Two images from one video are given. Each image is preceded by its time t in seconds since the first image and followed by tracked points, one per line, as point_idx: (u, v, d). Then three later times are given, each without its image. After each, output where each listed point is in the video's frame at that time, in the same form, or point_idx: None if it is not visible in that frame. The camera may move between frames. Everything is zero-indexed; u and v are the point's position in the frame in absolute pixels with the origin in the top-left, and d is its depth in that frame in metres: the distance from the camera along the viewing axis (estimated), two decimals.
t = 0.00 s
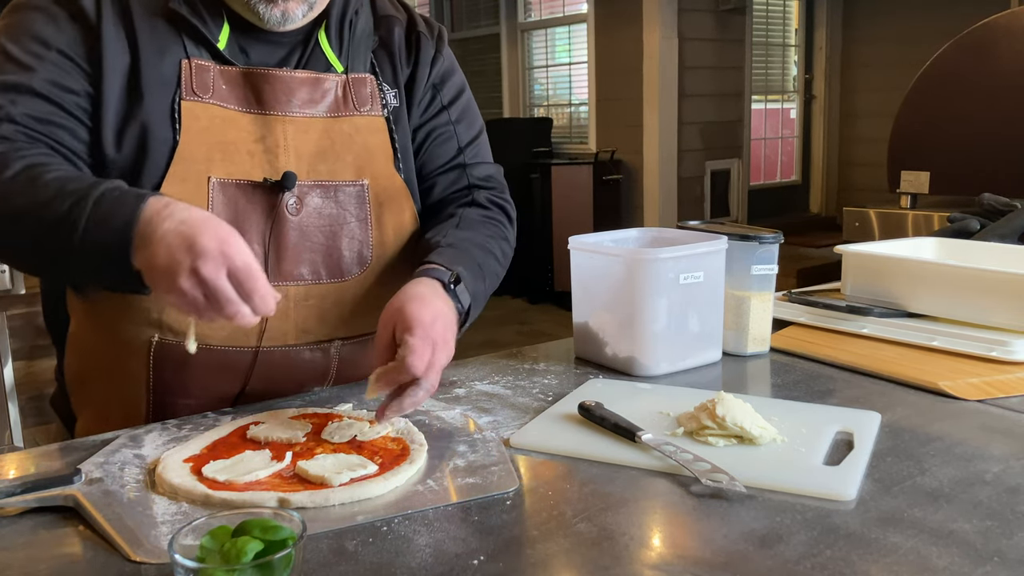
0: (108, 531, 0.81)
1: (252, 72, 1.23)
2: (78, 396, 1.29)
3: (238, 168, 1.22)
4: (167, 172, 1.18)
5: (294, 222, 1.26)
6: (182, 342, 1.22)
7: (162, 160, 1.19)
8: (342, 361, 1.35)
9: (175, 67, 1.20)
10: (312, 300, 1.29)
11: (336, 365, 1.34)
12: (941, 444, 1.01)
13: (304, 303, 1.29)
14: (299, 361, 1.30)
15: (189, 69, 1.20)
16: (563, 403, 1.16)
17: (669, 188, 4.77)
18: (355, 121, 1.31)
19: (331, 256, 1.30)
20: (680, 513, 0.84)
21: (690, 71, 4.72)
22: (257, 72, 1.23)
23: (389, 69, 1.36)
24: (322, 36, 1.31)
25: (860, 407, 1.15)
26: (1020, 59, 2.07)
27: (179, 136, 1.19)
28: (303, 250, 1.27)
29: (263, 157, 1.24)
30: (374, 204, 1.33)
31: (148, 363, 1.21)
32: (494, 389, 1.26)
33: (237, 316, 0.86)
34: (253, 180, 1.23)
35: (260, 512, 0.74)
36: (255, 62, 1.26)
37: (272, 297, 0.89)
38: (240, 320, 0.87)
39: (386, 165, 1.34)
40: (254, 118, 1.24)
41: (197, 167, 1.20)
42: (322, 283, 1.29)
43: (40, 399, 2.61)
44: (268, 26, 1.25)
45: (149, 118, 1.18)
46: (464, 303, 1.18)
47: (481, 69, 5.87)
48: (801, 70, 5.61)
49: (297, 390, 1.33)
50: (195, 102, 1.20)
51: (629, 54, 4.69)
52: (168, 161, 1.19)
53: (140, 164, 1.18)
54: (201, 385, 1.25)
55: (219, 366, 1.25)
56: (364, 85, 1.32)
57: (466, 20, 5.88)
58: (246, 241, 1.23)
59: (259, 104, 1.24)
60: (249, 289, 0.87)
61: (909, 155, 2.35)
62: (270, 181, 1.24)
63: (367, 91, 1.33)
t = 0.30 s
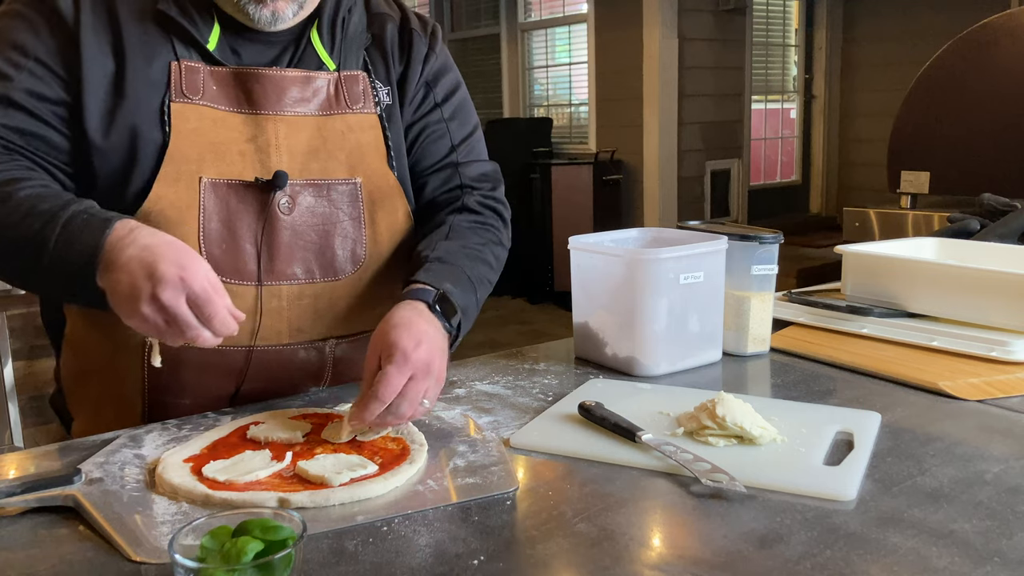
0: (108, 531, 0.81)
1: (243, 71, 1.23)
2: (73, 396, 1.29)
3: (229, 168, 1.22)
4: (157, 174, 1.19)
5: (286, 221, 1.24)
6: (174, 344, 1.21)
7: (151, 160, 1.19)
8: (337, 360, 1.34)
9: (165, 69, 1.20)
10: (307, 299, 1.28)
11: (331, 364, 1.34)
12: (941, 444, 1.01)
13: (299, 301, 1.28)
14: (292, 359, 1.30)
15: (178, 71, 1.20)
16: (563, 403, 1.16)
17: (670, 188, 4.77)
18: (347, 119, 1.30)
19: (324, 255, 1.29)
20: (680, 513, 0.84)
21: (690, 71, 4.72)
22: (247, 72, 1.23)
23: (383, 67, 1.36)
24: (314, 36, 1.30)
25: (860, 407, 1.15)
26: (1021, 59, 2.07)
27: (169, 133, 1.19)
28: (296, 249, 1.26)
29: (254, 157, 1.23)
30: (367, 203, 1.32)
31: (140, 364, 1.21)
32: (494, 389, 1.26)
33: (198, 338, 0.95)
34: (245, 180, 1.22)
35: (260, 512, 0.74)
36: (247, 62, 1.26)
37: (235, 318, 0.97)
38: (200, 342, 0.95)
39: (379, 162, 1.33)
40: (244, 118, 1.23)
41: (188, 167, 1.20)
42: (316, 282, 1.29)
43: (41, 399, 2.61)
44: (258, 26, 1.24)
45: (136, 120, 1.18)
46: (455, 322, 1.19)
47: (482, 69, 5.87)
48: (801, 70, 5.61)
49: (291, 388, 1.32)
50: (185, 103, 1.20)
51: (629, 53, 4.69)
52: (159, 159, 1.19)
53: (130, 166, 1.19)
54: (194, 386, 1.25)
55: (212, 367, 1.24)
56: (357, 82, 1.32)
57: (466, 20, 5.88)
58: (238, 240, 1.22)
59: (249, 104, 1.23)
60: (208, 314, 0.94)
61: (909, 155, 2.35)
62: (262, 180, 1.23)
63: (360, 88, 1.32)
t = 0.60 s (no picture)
0: (108, 531, 0.81)
1: (239, 72, 1.22)
2: (70, 396, 1.29)
3: (224, 169, 1.22)
4: (151, 174, 1.19)
5: (281, 221, 1.25)
6: (169, 345, 1.21)
7: (144, 160, 1.19)
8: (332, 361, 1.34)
9: (161, 69, 1.20)
10: (301, 300, 1.28)
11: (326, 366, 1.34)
12: (941, 444, 1.01)
13: (293, 302, 1.28)
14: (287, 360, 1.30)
15: (174, 71, 1.20)
16: (563, 403, 1.16)
17: (670, 188, 4.76)
18: (344, 120, 1.30)
19: (319, 256, 1.29)
20: (681, 513, 0.84)
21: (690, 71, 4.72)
22: (243, 73, 1.23)
23: (380, 68, 1.36)
24: (312, 36, 1.30)
25: (860, 407, 1.15)
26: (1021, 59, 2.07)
27: (163, 134, 1.19)
28: (291, 249, 1.26)
29: (249, 157, 1.23)
30: (363, 203, 1.32)
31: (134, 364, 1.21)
32: (493, 389, 1.26)
33: (182, 332, 0.95)
34: (240, 180, 1.22)
35: (260, 511, 0.74)
36: (244, 62, 1.26)
37: (220, 313, 0.96)
38: (185, 336, 0.96)
39: (376, 162, 1.33)
40: (240, 118, 1.23)
41: (182, 167, 1.20)
42: (310, 283, 1.28)
43: (40, 399, 2.61)
44: (255, 26, 1.24)
45: (131, 120, 1.18)
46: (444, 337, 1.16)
47: (482, 69, 5.88)
48: (801, 70, 5.61)
49: (286, 390, 1.32)
50: (181, 104, 1.20)
51: (629, 54, 4.69)
52: (152, 159, 1.19)
53: (123, 166, 1.19)
54: (189, 386, 1.25)
55: (207, 367, 1.24)
56: (354, 83, 1.32)
57: (466, 20, 5.88)
58: (233, 241, 1.22)
59: (245, 105, 1.23)
60: (192, 308, 0.94)
61: (909, 155, 2.35)
62: (256, 181, 1.23)
63: (357, 89, 1.32)
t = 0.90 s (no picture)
0: (108, 531, 0.81)
1: (238, 73, 1.22)
2: (68, 397, 1.29)
3: (223, 169, 1.22)
4: (151, 173, 1.19)
5: (280, 221, 1.25)
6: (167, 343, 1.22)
7: (144, 161, 1.19)
8: (332, 361, 1.34)
9: (161, 69, 1.20)
10: (300, 299, 1.28)
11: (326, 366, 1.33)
12: (941, 444, 1.01)
13: (292, 302, 1.28)
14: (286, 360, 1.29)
15: (174, 71, 1.20)
16: (563, 403, 1.16)
17: (670, 188, 4.76)
18: (342, 121, 1.30)
19: (319, 256, 1.29)
20: (681, 513, 0.84)
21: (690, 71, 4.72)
22: (242, 73, 1.23)
23: (379, 70, 1.36)
24: (311, 37, 1.30)
25: (860, 407, 1.15)
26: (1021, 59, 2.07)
27: (163, 135, 1.19)
28: (290, 249, 1.26)
29: (249, 157, 1.23)
30: (362, 203, 1.32)
31: (134, 363, 1.21)
32: (494, 389, 1.26)
33: (196, 311, 0.94)
34: (239, 180, 1.22)
35: (260, 511, 0.74)
36: (242, 62, 1.26)
37: (230, 288, 0.95)
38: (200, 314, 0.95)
39: (374, 163, 1.33)
40: (239, 118, 1.23)
41: (181, 167, 1.20)
42: (310, 282, 1.28)
43: (40, 400, 2.61)
44: (254, 25, 1.25)
45: (131, 120, 1.18)
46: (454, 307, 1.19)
47: (481, 69, 5.88)
48: (801, 70, 5.62)
49: (286, 390, 1.32)
50: (180, 104, 1.20)
51: (629, 54, 4.69)
52: (153, 160, 1.19)
53: (123, 166, 1.19)
54: (188, 386, 1.25)
55: (206, 367, 1.24)
56: (353, 84, 1.32)
57: (466, 20, 5.88)
58: (232, 240, 1.22)
59: (244, 105, 1.23)
60: (202, 286, 0.93)
61: (909, 155, 2.35)
62: (255, 181, 1.23)
63: (355, 90, 1.32)
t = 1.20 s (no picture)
0: (109, 531, 0.81)
1: (238, 71, 1.23)
2: (66, 396, 1.28)
3: (222, 166, 1.21)
4: (153, 171, 1.18)
5: (278, 218, 1.25)
6: (168, 341, 1.22)
7: (147, 158, 1.19)
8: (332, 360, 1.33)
9: (161, 65, 1.20)
10: (299, 296, 1.27)
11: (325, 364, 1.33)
12: (941, 444, 1.01)
13: (291, 299, 1.27)
14: (286, 359, 1.29)
15: (174, 67, 1.20)
16: (563, 403, 1.16)
17: (670, 188, 4.77)
18: (339, 121, 1.30)
19: (317, 253, 1.28)
20: (681, 513, 0.84)
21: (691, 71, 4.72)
22: (242, 71, 1.23)
23: (374, 73, 1.36)
24: (308, 37, 1.31)
25: (860, 407, 1.15)
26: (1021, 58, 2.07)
27: (166, 131, 1.19)
28: (289, 246, 1.26)
29: (249, 155, 1.23)
30: (360, 200, 1.32)
31: (134, 360, 1.21)
32: (493, 389, 1.26)
33: (231, 292, 0.97)
34: (238, 177, 1.22)
35: (261, 511, 0.74)
36: (237, 61, 1.26)
37: (262, 269, 0.99)
38: (235, 296, 0.98)
39: (371, 163, 1.34)
40: (239, 115, 1.23)
41: (181, 165, 1.19)
42: (308, 279, 1.28)
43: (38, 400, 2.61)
44: (252, 23, 1.25)
45: (133, 117, 1.18)
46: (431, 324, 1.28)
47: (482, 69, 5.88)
48: (801, 69, 5.62)
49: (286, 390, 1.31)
50: (181, 100, 1.20)
51: (629, 53, 4.69)
52: (156, 158, 1.19)
53: (125, 163, 1.19)
54: (188, 384, 1.24)
55: (206, 364, 1.24)
56: (349, 86, 1.32)
57: (466, 20, 5.88)
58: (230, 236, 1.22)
59: (244, 103, 1.23)
60: (235, 267, 0.97)
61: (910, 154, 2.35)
62: (255, 178, 1.23)
63: (352, 92, 1.33)
